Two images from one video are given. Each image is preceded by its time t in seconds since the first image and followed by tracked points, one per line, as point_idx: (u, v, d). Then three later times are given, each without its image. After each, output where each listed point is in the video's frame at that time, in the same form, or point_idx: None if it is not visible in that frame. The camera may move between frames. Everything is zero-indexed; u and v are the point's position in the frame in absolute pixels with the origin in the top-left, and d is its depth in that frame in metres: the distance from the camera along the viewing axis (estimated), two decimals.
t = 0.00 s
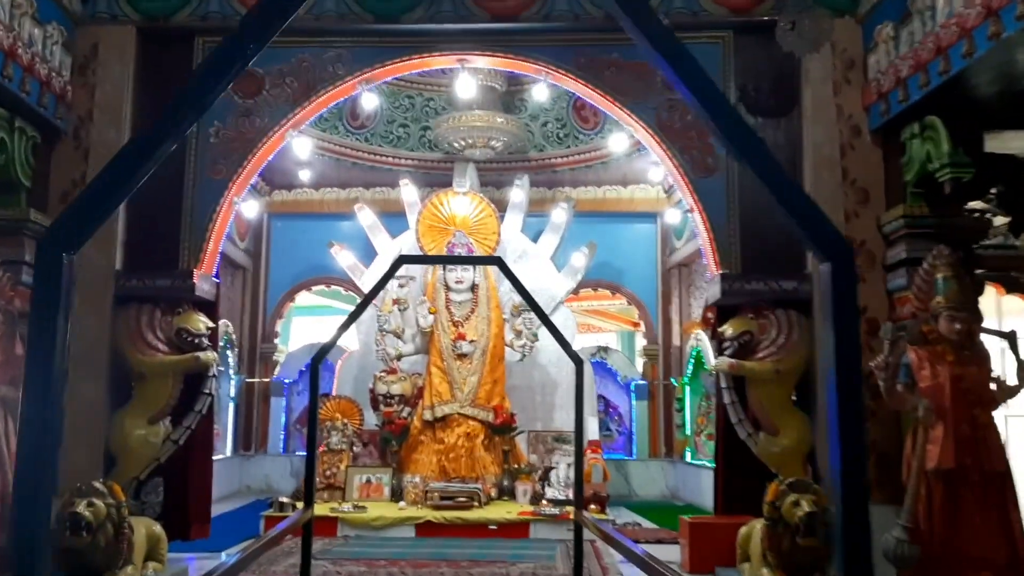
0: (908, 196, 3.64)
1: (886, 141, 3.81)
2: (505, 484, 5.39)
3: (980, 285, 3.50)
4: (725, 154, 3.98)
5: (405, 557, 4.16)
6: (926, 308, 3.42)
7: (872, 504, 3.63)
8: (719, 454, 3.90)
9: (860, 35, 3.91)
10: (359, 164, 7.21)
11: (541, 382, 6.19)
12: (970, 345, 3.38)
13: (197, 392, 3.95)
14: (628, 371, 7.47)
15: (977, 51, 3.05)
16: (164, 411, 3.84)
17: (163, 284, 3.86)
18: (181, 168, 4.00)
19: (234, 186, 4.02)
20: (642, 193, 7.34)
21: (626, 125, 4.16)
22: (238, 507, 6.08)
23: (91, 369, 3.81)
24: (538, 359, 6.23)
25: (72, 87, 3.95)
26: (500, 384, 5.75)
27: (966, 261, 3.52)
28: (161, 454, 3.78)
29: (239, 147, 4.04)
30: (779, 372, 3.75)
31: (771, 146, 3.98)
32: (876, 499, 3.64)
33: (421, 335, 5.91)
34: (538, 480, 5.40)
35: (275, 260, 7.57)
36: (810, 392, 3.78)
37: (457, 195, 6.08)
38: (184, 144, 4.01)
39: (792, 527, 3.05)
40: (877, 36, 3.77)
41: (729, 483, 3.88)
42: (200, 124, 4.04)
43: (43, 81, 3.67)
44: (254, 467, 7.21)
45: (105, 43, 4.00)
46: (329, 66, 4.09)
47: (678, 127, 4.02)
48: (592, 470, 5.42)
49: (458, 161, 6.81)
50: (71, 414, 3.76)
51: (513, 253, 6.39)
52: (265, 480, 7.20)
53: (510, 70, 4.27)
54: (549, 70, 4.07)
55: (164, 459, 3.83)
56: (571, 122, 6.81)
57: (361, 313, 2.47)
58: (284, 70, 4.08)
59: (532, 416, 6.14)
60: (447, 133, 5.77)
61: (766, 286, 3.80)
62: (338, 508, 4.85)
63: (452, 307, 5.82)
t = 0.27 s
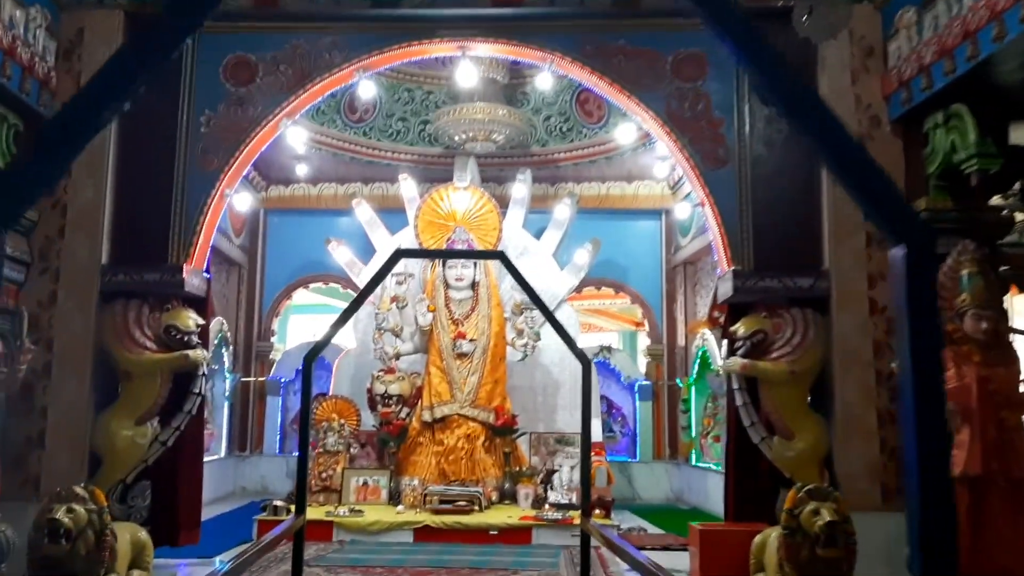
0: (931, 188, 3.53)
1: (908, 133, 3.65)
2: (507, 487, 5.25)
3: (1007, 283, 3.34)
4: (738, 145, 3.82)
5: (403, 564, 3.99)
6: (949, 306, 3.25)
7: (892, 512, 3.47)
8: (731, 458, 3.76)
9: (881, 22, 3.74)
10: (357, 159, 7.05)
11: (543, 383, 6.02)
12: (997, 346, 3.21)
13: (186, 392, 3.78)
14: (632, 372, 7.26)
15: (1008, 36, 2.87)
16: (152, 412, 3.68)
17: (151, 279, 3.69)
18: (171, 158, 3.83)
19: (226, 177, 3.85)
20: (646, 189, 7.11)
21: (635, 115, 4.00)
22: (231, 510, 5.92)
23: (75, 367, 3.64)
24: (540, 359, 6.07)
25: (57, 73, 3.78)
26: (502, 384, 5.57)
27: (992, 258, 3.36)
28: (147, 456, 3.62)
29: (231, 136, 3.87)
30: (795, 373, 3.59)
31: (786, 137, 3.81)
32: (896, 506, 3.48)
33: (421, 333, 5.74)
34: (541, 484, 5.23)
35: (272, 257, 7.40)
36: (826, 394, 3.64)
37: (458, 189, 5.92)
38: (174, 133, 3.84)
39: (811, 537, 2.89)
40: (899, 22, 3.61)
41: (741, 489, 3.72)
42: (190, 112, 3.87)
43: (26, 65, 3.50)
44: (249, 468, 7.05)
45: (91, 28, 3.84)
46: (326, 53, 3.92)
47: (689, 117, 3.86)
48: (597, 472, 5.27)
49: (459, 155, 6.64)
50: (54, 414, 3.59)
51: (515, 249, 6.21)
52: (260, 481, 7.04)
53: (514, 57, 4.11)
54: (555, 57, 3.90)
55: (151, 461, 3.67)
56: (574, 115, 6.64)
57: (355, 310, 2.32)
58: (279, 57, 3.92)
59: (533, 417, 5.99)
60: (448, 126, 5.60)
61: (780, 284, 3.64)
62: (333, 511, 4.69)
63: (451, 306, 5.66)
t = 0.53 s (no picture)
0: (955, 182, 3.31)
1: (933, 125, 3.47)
2: (509, 494, 5.07)
3: None
4: (755, 138, 3.65)
5: None
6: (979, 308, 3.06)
7: (916, 523, 3.30)
8: (746, 466, 3.58)
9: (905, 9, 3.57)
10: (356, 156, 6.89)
11: (547, 386, 5.85)
12: None
13: (175, 394, 3.61)
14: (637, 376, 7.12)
15: None
16: (139, 415, 3.51)
17: (138, 275, 3.52)
18: (161, 149, 3.66)
19: (219, 169, 3.67)
20: (652, 188, 6.96)
21: (646, 106, 3.83)
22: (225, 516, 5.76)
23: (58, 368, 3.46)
24: (544, 361, 5.89)
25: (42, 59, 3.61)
26: (505, 387, 5.38)
27: None
28: (134, 461, 3.46)
29: (223, 126, 3.69)
30: (813, 378, 3.42)
31: (805, 129, 3.64)
32: (921, 517, 3.31)
33: (421, 335, 5.58)
34: (545, 491, 5.05)
35: (269, 255, 7.24)
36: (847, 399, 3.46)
37: (460, 186, 5.75)
38: (164, 123, 3.67)
39: (837, 552, 2.72)
40: (925, 8, 3.44)
41: (756, 499, 3.54)
42: (181, 101, 3.70)
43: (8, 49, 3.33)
44: (244, 472, 6.89)
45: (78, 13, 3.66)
46: (323, 41, 3.75)
47: (703, 108, 3.69)
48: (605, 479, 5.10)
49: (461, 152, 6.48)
50: (35, 417, 3.42)
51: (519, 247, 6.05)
52: (256, 486, 6.86)
53: (520, 46, 3.94)
54: (564, 45, 3.73)
55: (138, 466, 3.50)
56: (579, 112, 6.49)
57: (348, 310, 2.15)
58: (275, 44, 3.75)
59: (537, 421, 5.79)
60: (451, 120, 5.44)
61: (799, 283, 3.46)
62: (330, 519, 4.51)
63: (453, 305, 5.50)
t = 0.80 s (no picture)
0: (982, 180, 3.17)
1: (957, 121, 3.32)
2: (511, 504, 4.90)
3: None
4: (769, 134, 3.49)
5: None
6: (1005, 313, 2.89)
7: (942, 537, 3.12)
8: (761, 476, 3.44)
9: None
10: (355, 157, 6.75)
11: (550, 392, 5.70)
12: None
13: (162, 401, 3.45)
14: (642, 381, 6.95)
15: None
16: (123, 424, 3.36)
17: (124, 276, 3.36)
18: (148, 144, 3.50)
19: (208, 166, 3.52)
20: (658, 190, 6.83)
21: (655, 101, 3.67)
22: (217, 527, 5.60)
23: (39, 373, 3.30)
24: (547, 366, 5.74)
25: (24, 50, 3.43)
26: (507, 393, 5.21)
27: None
28: (118, 471, 3.29)
29: (214, 121, 3.54)
30: (832, 385, 3.27)
31: (821, 125, 3.49)
32: (947, 532, 3.13)
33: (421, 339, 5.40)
34: (548, 500, 4.89)
35: (265, 258, 7.09)
36: (867, 407, 3.31)
37: (461, 186, 5.59)
38: (152, 118, 3.51)
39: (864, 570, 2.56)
40: None
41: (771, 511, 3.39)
42: (170, 95, 3.54)
43: None
44: (238, 480, 6.73)
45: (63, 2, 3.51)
46: (319, 32, 3.60)
47: (715, 103, 3.53)
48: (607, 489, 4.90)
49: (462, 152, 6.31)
50: (14, 426, 3.24)
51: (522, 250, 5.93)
52: (251, 494, 6.71)
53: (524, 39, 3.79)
54: (570, 37, 3.58)
55: (123, 477, 3.35)
56: (583, 111, 6.33)
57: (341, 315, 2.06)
58: (269, 36, 3.59)
59: (540, 428, 5.67)
60: (451, 119, 5.28)
61: (816, 285, 3.31)
62: (325, 530, 4.34)
63: (454, 309, 5.32)
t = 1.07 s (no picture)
0: (1007, 171, 3.05)
1: (979, 110, 3.17)
2: (513, 509, 4.76)
3: None
4: (782, 124, 3.35)
5: None
6: None
7: (966, 545, 2.99)
8: (773, 482, 3.28)
9: None
10: (353, 155, 6.60)
11: (552, 395, 5.53)
12: None
13: (148, 402, 3.30)
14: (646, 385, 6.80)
15: None
16: (106, 426, 3.21)
17: (109, 271, 3.21)
18: (134, 134, 3.36)
19: (197, 157, 3.38)
20: (660, 189, 6.75)
21: (663, 90, 3.53)
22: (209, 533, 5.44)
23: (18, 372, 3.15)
24: (549, 369, 5.56)
25: (4, 35, 3.29)
26: (507, 396, 5.06)
27: None
28: (100, 476, 3.14)
29: (204, 111, 3.40)
30: (849, 386, 3.12)
31: (837, 115, 3.35)
32: (970, 539, 3.00)
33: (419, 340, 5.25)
34: (551, 506, 4.73)
35: (260, 258, 6.93)
36: (887, 409, 3.15)
37: (461, 183, 5.45)
38: (139, 106, 3.37)
39: None
40: None
41: (784, 517, 3.24)
42: (158, 83, 3.40)
43: None
44: (232, 486, 6.58)
45: None
46: (313, 19, 3.46)
47: (726, 92, 3.39)
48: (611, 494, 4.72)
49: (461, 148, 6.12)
50: None
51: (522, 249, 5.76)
52: (245, 501, 6.54)
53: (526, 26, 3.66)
54: (575, 23, 3.45)
55: (106, 482, 3.19)
56: (586, 109, 6.19)
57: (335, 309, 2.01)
58: (261, 22, 3.45)
59: (542, 433, 5.49)
60: (451, 113, 5.13)
61: (831, 281, 3.16)
62: (320, 537, 4.18)
63: (453, 309, 5.15)
